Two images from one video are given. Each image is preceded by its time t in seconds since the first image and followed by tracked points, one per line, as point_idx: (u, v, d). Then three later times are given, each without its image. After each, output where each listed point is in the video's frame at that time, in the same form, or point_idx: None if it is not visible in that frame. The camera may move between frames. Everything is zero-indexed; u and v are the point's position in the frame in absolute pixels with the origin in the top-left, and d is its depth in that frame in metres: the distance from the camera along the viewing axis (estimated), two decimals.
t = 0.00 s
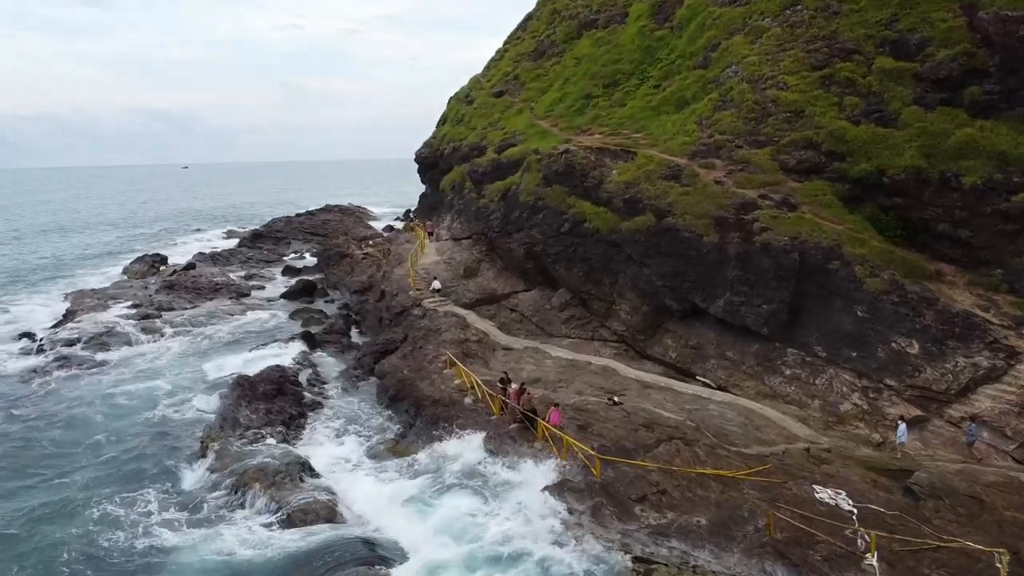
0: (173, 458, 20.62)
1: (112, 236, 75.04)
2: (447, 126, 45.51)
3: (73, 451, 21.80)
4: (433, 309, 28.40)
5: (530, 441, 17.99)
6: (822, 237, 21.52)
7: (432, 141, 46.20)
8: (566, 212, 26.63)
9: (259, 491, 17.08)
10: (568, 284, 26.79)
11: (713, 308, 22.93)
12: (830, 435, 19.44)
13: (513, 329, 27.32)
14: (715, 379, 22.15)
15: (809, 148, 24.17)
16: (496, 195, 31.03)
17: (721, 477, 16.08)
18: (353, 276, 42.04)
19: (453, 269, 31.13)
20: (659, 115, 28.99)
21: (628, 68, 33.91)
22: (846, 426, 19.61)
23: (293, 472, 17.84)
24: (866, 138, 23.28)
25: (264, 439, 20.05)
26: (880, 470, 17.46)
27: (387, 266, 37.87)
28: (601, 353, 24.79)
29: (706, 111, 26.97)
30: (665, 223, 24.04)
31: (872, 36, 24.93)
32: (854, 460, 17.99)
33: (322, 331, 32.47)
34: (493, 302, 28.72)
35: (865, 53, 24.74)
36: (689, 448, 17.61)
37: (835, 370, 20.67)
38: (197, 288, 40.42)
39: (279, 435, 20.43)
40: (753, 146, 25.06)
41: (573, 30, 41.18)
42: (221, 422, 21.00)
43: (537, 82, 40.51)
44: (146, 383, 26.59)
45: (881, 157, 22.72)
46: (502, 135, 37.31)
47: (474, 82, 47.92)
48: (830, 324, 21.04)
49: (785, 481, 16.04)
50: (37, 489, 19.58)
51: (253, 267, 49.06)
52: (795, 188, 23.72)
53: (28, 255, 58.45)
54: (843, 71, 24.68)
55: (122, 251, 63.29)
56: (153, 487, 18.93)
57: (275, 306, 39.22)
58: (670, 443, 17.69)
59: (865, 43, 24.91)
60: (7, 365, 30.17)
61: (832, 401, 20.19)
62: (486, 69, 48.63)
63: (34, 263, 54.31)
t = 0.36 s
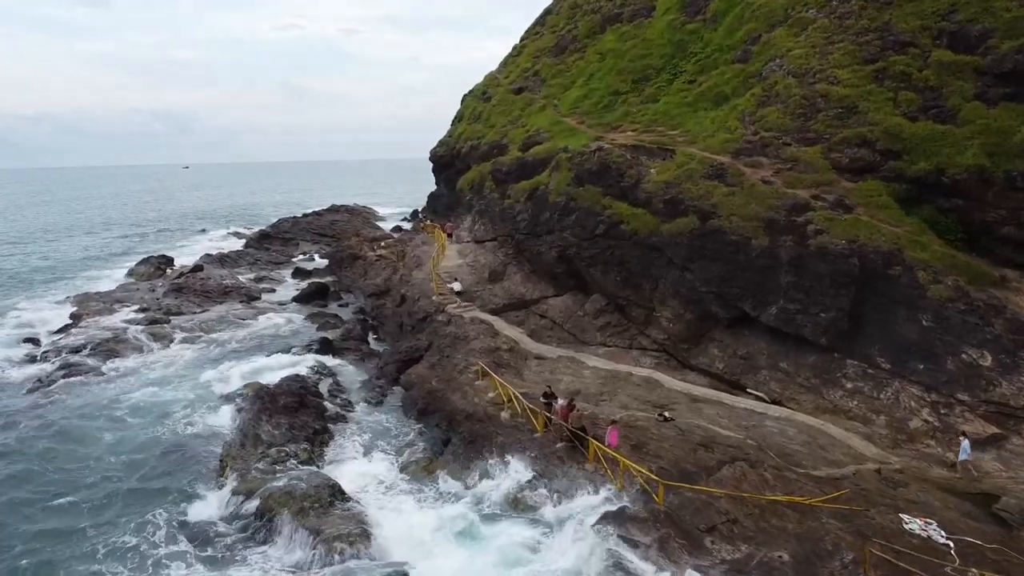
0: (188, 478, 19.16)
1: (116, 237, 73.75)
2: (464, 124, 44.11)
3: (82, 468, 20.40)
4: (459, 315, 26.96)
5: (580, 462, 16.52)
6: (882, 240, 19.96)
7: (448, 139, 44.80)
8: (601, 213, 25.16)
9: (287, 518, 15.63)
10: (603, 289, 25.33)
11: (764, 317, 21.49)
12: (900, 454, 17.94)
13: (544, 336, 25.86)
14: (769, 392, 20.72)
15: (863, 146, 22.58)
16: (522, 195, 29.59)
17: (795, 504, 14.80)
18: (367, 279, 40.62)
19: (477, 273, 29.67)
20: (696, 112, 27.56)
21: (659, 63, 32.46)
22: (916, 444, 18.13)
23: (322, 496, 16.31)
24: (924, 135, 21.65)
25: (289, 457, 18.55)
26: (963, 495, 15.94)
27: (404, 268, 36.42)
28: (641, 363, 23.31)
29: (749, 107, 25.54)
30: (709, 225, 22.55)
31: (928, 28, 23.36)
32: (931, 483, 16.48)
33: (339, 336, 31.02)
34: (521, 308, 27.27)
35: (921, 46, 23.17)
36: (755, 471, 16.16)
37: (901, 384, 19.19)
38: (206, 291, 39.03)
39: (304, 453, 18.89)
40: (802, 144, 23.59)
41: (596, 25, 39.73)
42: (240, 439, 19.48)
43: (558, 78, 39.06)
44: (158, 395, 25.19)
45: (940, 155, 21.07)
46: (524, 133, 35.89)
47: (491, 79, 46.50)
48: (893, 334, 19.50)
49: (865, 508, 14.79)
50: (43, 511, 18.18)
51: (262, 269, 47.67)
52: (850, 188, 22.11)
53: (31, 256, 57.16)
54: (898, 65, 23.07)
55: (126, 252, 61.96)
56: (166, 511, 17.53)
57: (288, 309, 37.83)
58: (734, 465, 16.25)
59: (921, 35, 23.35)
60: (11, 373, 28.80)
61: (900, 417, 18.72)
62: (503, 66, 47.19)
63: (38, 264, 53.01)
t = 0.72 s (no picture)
0: (204, 509, 17.73)
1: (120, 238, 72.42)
2: (481, 123, 42.65)
3: (87, 493, 18.91)
4: (486, 326, 25.49)
5: (638, 496, 15.05)
6: (949, 249, 18.29)
7: (464, 140, 43.34)
8: (639, 218, 23.65)
9: (316, 557, 14.16)
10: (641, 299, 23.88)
11: (822, 331, 20.00)
12: (979, 484, 16.17)
13: (576, 349, 24.37)
14: (827, 414, 19.25)
15: (922, 148, 20.86)
16: (550, 199, 28.07)
17: (882, 547, 13.40)
18: (381, 285, 39.17)
19: (503, 281, 28.14)
20: (735, 111, 26.10)
21: (690, 60, 30.96)
22: (996, 473, 16.30)
23: (356, 534, 14.89)
24: (989, 136, 19.94)
25: (314, 485, 17.07)
26: None
27: (421, 274, 34.94)
28: (684, 379, 21.84)
29: (796, 106, 24.11)
30: (758, 232, 20.97)
31: (991, 22, 21.66)
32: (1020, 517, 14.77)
33: (356, 346, 29.54)
34: (551, 318, 25.79)
35: (984, 41, 21.44)
36: (830, 506, 14.71)
37: (976, 405, 17.38)
38: (214, 297, 37.59)
39: (331, 480, 17.43)
40: (856, 146, 22.04)
41: (620, 22, 38.22)
42: (260, 465, 17.97)
43: (580, 76, 37.51)
44: (169, 411, 23.75)
45: (1008, 158, 19.37)
46: (547, 133, 34.41)
47: (507, 77, 45.03)
48: (964, 351, 17.72)
49: (960, 552, 13.29)
50: (44, 543, 16.70)
51: (271, 274, 46.23)
52: (908, 194, 20.38)
53: (33, 260, 55.84)
54: (959, 62, 21.38)
55: (131, 254, 60.59)
56: (182, 549, 16.09)
57: (299, 316, 36.38)
58: (807, 500, 14.77)
59: (983, 30, 21.62)
60: (11, 385, 27.35)
61: (976, 442, 16.93)
62: (521, 64, 45.75)
63: (41, 268, 51.66)
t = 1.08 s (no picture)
0: (218, 547, 16.45)
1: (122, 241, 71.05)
2: (495, 125, 41.21)
3: (90, 523, 17.60)
4: (511, 339, 24.10)
5: (699, 537, 13.75)
6: (1018, 262, 16.52)
7: (477, 142, 41.88)
8: (675, 226, 22.27)
9: None
10: (679, 312, 22.52)
11: (879, 350, 18.55)
12: None
13: (609, 364, 23.01)
14: (888, 439, 17.83)
15: (982, 152, 19.33)
16: (576, 205, 26.69)
17: None
18: (394, 292, 37.84)
19: (526, 290, 26.76)
20: (774, 113, 24.73)
21: (721, 59, 29.57)
22: None
23: None
24: None
25: (338, 519, 15.70)
26: None
27: (437, 282, 33.53)
28: (728, 399, 20.47)
29: (842, 108, 22.72)
30: (807, 242, 19.51)
31: None
32: None
33: (371, 358, 28.19)
34: (580, 331, 24.44)
35: None
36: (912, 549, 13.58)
37: None
38: (221, 305, 36.22)
39: (354, 514, 16.04)
40: (910, 150, 20.60)
41: (641, 19, 36.80)
42: (280, 497, 16.59)
43: (601, 76, 36.12)
44: (177, 431, 22.40)
45: None
46: (568, 136, 33.02)
47: (522, 77, 43.66)
48: None
49: None
50: None
51: (278, 279, 44.84)
52: (969, 202, 18.76)
53: (35, 264, 54.64)
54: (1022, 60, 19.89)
55: (133, 258, 59.27)
56: None
57: (309, 325, 35.02)
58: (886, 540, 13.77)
59: None
60: (10, 401, 26.06)
61: None
62: (536, 63, 44.37)
63: (43, 273, 50.44)
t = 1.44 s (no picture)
0: None
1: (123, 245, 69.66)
2: (512, 127, 39.65)
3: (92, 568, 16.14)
4: (541, 357, 22.55)
5: None
6: None
7: (492, 144, 40.32)
8: (720, 239, 20.72)
9: None
10: (724, 332, 20.96)
11: (952, 378, 16.83)
12: None
13: (647, 386, 21.48)
14: (965, 476, 16.19)
15: None
16: (606, 214, 25.13)
17: None
18: (408, 302, 36.35)
19: (554, 304, 25.20)
20: (822, 118, 23.18)
21: (756, 60, 27.99)
22: None
23: None
24: None
25: (367, 570, 14.69)
26: None
27: (454, 292, 32.02)
28: (782, 427, 18.94)
29: (898, 112, 21.14)
30: (868, 258, 17.84)
31: None
32: None
33: (387, 374, 26.67)
34: (614, 349, 22.90)
35: None
36: None
37: None
38: (227, 316, 34.72)
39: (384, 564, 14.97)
40: (978, 158, 18.95)
41: (666, 18, 35.20)
42: (301, 543, 15.31)
43: (624, 76, 34.54)
44: (184, 458, 20.84)
45: None
46: (593, 140, 31.49)
47: (539, 77, 42.10)
48: None
49: None
50: None
51: (285, 286, 43.35)
52: None
53: (37, 270, 53.28)
54: None
55: (135, 264, 57.84)
56: None
57: (319, 336, 33.52)
58: None
59: None
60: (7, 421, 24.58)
61: None
62: (553, 63, 42.83)
63: (45, 279, 49.09)
